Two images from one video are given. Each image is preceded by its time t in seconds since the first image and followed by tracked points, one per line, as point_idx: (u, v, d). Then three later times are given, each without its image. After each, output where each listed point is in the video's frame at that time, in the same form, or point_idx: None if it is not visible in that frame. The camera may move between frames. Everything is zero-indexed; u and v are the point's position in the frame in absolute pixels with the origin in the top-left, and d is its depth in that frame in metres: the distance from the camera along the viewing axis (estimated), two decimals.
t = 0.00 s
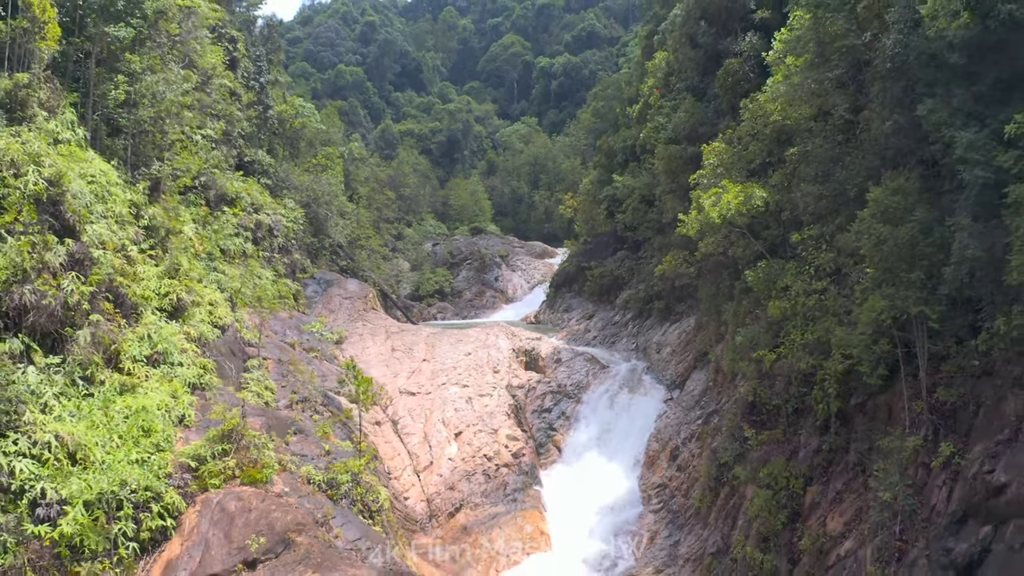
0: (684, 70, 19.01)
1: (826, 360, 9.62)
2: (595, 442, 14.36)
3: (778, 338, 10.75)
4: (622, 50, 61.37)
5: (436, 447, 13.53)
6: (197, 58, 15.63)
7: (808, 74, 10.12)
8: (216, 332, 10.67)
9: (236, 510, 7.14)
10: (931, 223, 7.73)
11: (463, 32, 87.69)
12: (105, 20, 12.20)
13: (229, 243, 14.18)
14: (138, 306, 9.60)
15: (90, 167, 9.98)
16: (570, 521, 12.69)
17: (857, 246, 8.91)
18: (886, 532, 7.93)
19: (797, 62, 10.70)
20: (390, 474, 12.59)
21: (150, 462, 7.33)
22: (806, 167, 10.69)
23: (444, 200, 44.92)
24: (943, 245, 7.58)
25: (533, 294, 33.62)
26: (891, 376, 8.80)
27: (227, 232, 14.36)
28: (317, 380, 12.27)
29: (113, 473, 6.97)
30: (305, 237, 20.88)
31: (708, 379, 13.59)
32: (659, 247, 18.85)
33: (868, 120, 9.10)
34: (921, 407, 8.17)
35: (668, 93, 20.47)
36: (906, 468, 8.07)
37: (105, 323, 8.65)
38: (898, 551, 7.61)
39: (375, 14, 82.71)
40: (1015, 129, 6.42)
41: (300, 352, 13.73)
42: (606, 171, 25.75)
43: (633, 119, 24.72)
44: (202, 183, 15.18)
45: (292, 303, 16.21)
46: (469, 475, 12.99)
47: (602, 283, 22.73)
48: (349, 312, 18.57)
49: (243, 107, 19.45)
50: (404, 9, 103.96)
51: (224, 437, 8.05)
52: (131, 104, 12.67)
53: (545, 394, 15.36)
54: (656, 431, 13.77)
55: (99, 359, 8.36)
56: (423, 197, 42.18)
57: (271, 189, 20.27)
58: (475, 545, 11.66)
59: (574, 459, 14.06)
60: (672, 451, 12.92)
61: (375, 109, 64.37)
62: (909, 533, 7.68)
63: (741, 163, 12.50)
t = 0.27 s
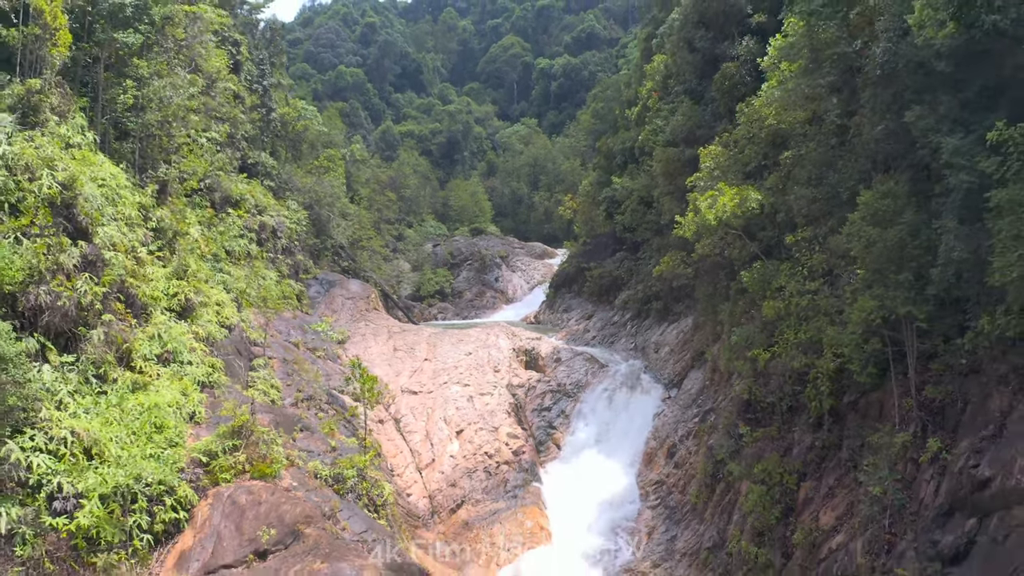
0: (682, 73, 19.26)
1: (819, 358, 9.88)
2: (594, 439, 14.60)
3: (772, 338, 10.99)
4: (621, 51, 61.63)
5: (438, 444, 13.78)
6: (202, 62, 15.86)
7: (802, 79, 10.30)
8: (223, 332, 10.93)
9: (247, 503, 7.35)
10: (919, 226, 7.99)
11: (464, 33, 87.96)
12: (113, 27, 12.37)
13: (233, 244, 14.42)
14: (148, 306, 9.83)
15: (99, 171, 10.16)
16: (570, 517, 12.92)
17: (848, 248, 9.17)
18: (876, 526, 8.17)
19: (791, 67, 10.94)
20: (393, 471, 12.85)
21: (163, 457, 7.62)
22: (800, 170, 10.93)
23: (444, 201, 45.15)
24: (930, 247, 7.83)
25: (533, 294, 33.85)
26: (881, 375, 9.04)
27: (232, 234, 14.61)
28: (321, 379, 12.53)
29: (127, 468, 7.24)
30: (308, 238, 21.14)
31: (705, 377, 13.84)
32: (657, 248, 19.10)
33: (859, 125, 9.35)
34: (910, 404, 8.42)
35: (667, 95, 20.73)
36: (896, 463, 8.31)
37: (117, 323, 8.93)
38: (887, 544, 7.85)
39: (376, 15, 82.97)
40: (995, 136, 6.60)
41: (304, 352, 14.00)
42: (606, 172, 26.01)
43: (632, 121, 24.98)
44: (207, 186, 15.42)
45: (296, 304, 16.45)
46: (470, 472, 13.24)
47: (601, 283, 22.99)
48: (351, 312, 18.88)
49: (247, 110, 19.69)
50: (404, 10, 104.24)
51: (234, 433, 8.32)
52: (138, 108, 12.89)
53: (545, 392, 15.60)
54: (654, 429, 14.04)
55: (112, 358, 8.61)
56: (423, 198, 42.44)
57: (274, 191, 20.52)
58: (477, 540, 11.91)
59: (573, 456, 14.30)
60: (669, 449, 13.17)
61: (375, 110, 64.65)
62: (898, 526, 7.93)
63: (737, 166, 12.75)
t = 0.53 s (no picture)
0: (679, 77, 19.57)
1: (810, 357, 10.19)
2: (593, 437, 14.89)
3: (765, 337, 11.30)
4: (621, 53, 61.97)
5: (439, 442, 14.09)
6: (208, 67, 16.16)
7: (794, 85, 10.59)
8: (231, 331, 11.25)
9: (258, 495, 7.71)
10: (904, 229, 8.30)
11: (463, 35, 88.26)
12: (123, 34, 12.63)
13: (239, 246, 14.72)
14: (159, 306, 10.14)
15: (113, 176, 10.54)
16: (569, 512, 13.21)
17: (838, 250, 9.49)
18: (863, 518, 8.47)
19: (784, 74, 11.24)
20: (396, 468, 13.14)
21: (178, 451, 7.95)
22: (793, 174, 11.24)
23: (445, 202, 45.41)
24: (915, 249, 8.15)
25: (532, 294, 34.15)
26: (870, 372, 9.34)
27: (238, 236, 14.91)
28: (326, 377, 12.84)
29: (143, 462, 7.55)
30: (311, 240, 21.45)
31: (701, 376, 14.15)
32: (655, 249, 19.41)
33: (849, 131, 9.66)
34: (897, 400, 8.72)
35: (664, 99, 21.05)
36: (883, 457, 8.61)
37: (130, 323, 9.26)
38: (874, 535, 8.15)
39: (376, 17, 83.31)
40: (975, 143, 6.87)
41: (309, 351, 14.32)
42: (604, 174, 26.33)
43: (630, 124, 25.30)
44: (213, 188, 15.73)
45: (300, 304, 16.75)
46: (471, 468, 13.54)
47: (600, 284, 23.30)
48: (353, 313, 19.11)
49: (251, 114, 20.00)
50: (404, 12, 104.60)
51: (246, 429, 8.69)
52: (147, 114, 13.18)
53: (544, 391, 15.91)
54: (651, 427, 14.36)
55: (126, 356, 8.92)
56: (424, 200, 42.76)
57: (278, 193, 20.84)
58: (478, 534, 12.21)
59: (572, 453, 14.59)
60: (666, 446, 13.49)
61: (376, 112, 64.97)
62: (885, 518, 8.22)
63: (732, 169, 13.06)
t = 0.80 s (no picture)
0: (677, 80, 19.83)
1: (803, 356, 10.45)
2: (592, 435, 15.17)
3: (759, 336, 11.57)
4: (620, 55, 62.24)
5: (441, 439, 14.36)
6: (213, 71, 16.40)
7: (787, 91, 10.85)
8: (238, 331, 11.52)
9: (268, 489, 8.01)
10: (893, 232, 8.57)
11: (463, 36, 88.50)
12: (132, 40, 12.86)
13: (244, 247, 14.98)
14: (169, 306, 10.40)
15: (124, 180, 10.81)
16: (568, 508, 13.49)
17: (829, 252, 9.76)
18: (854, 512, 8.73)
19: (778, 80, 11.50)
20: (398, 465, 13.40)
21: (189, 446, 8.22)
22: (787, 177, 11.50)
23: (445, 203, 45.64)
24: (903, 251, 8.41)
25: (532, 295, 34.40)
26: (861, 371, 9.60)
27: (243, 238, 15.17)
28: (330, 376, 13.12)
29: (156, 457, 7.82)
30: (313, 241, 21.71)
31: (698, 375, 14.42)
32: (653, 251, 19.69)
33: (840, 135, 9.92)
34: (886, 398, 8.99)
35: (662, 102, 21.31)
36: (873, 453, 8.87)
37: (141, 323, 9.53)
38: (864, 528, 8.43)
39: (376, 18, 83.60)
40: (959, 149, 7.09)
41: (313, 350, 14.61)
42: (604, 176, 26.59)
43: (629, 126, 25.57)
44: (218, 191, 15.98)
45: (304, 304, 17.01)
46: (472, 466, 13.81)
47: (599, 285, 23.57)
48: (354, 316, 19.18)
49: (255, 116, 20.25)
50: (404, 13, 104.89)
51: (252, 427, 8.88)
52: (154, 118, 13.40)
53: (544, 390, 16.17)
54: (649, 425, 14.63)
55: (138, 355, 9.20)
56: (424, 201, 43.04)
57: (281, 195, 21.10)
58: (479, 530, 12.49)
59: (571, 451, 14.87)
60: (663, 443, 13.76)
61: (376, 113, 65.25)
62: (875, 511, 8.48)
63: (728, 172, 13.33)
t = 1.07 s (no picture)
0: (674, 84, 20.15)
1: (795, 355, 10.78)
2: (591, 433, 15.48)
3: (752, 335, 11.90)
4: (619, 57, 62.59)
5: (443, 437, 14.68)
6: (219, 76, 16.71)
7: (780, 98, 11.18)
8: (246, 331, 11.86)
9: (279, 482, 8.35)
10: (879, 234, 8.89)
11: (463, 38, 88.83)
12: (141, 47, 13.12)
13: (250, 249, 15.29)
14: (179, 306, 10.71)
15: (137, 184, 11.11)
16: (568, 503, 13.80)
17: (819, 254, 10.08)
18: (842, 505, 9.06)
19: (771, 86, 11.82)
20: (401, 461, 13.71)
21: (202, 440, 8.55)
22: (780, 181, 11.82)
23: (445, 204, 45.95)
24: (889, 253, 8.74)
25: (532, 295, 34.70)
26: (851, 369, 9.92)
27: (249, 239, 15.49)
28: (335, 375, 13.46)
29: (171, 451, 8.15)
30: (316, 242, 22.03)
31: (694, 374, 14.75)
32: (651, 252, 20.02)
33: (830, 141, 10.25)
34: (875, 395, 9.30)
35: (660, 105, 21.64)
36: (862, 448, 9.19)
37: (154, 322, 9.85)
38: (852, 520, 8.74)
39: (376, 20, 83.95)
40: (940, 157, 7.33)
41: (318, 350, 14.94)
42: (602, 178, 26.92)
43: (627, 128, 25.90)
44: (224, 193, 16.29)
45: (308, 305, 17.34)
46: (474, 462, 14.13)
47: (598, 285, 23.89)
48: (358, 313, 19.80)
49: (258, 120, 20.56)
50: (404, 14, 105.21)
51: (264, 421, 9.33)
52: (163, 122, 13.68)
53: (543, 389, 16.50)
54: (646, 422, 14.96)
55: (151, 353, 9.52)
56: (425, 202, 43.37)
57: (284, 197, 21.41)
58: (480, 524, 12.81)
59: (571, 448, 15.19)
60: (660, 440, 14.09)
61: (376, 114, 65.57)
62: (863, 504, 8.80)
63: (723, 175, 13.65)
